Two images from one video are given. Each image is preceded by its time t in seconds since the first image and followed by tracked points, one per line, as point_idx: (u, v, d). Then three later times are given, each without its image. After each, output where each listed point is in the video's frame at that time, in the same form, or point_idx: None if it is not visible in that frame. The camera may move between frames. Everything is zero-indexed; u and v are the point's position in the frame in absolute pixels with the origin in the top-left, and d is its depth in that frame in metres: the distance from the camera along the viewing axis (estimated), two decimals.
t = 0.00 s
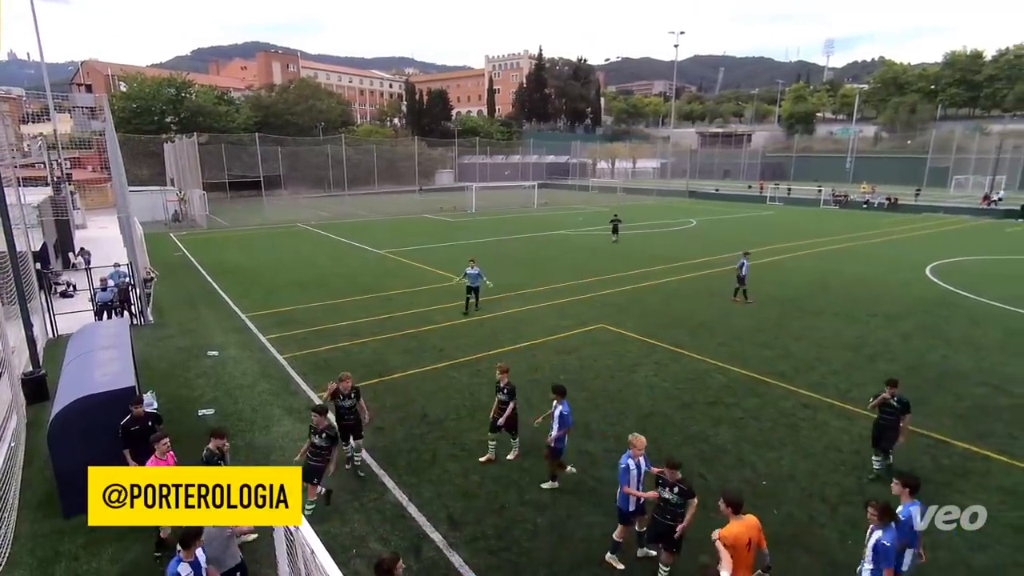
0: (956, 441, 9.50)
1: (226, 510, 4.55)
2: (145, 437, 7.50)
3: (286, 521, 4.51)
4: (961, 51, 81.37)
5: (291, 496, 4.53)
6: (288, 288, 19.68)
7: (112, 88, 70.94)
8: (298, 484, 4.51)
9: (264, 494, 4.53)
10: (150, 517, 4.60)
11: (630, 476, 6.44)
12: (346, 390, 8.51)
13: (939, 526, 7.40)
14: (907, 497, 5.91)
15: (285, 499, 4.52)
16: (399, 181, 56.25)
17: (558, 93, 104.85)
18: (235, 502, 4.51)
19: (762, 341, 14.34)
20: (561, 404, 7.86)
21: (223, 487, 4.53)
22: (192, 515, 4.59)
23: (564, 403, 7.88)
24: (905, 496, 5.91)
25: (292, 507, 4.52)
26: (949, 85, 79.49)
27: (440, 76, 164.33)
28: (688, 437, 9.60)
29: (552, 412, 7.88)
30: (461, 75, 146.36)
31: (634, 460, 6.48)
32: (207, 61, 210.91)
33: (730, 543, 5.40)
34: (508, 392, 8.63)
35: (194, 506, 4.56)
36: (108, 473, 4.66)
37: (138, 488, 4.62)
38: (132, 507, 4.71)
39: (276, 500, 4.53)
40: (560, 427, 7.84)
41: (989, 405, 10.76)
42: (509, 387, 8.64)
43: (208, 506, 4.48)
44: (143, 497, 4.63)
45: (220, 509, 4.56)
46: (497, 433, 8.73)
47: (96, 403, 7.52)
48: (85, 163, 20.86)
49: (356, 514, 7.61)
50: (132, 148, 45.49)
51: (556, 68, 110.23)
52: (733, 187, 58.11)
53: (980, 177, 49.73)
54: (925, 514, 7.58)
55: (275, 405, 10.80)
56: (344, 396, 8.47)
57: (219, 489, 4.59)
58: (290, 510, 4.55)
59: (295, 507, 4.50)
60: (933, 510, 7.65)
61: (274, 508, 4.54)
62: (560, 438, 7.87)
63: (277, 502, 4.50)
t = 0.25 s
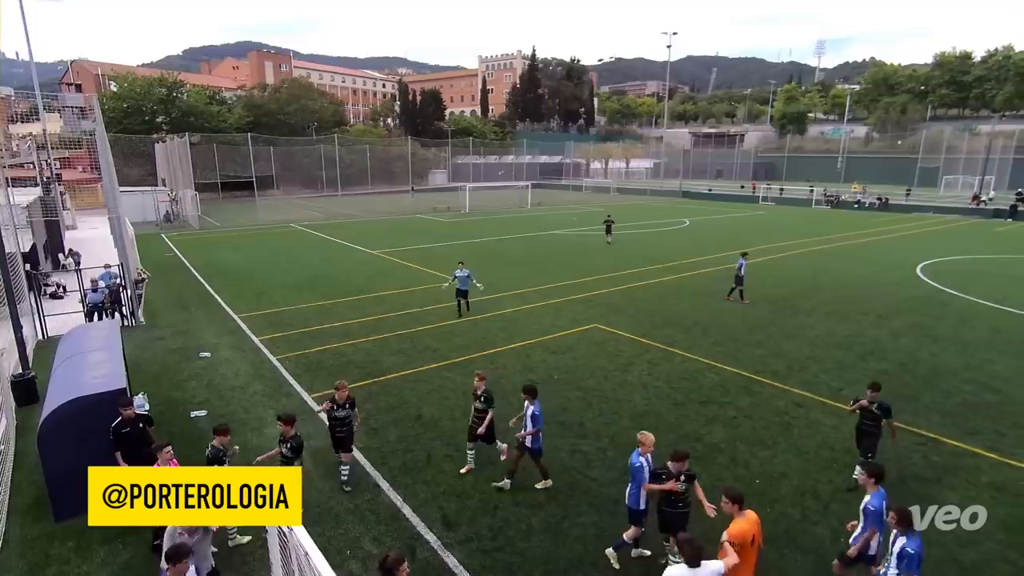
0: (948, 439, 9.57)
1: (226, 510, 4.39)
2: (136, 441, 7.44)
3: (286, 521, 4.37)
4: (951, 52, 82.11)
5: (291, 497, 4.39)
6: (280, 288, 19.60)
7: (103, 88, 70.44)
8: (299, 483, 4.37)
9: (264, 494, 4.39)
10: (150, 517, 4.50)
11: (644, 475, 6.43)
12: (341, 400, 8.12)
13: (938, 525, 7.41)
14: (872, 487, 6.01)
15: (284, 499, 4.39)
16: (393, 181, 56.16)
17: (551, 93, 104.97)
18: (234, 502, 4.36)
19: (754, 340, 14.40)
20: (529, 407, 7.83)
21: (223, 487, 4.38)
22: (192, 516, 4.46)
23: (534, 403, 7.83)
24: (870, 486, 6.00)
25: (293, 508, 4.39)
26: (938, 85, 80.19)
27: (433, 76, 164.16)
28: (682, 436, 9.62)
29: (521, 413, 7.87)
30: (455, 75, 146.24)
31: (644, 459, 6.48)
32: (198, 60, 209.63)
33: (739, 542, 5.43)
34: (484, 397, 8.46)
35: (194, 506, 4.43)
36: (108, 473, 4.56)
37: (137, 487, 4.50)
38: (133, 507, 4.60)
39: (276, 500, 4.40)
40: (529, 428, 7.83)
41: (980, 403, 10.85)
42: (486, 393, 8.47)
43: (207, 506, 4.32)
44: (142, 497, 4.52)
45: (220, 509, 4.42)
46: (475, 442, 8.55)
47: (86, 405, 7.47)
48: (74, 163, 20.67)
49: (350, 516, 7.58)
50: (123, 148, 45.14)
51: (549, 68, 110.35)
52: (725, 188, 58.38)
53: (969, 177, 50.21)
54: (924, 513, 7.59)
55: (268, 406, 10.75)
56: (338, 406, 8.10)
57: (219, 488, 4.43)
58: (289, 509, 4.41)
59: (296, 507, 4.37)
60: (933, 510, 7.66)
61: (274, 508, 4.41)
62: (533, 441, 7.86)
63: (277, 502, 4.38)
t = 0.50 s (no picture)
0: (936, 435, 9.68)
1: (225, 511, 4.09)
2: (122, 444, 7.34)
3: (286, 523, 4.09)
4: (936, 53, 83.08)
5: (292, 496, 4.10)
6: (270, 289, 19.46)
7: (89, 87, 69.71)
8: (300, 482, 4.09)
9: (264, 494, 4.11)
10: (150, 518, 4.19)
11: (657, 476, 6.51)
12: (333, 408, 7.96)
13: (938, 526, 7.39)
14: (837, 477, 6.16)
15: (285, 499, 4.09)
16: (384, 181, 56.01)
17: (542, 93, 105.12)
18: (234, 502, 4.06)
19: (744, 339, 14.50)
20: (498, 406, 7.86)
21: (222, 486, 4.07)
22: (191, 515, 4.16)
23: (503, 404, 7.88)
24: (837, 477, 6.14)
25: (294, 508, 4.11)
26: (924, 86, 81.12)
27: (423, 76, 163.80)
28: (673, 435, 9.65)
29: (490, 414, 7.91)
30: (445, 74, 146.01)
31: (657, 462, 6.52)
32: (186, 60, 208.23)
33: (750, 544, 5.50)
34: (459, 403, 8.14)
35: (194, 506, 4.12)
36: (106, 471, 4.25)
37: (137, 487, 4.17)
38: (132, 507, 4.28)
39: (276, 500, 4.11)
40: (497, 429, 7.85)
41: (966, 400, 10.99)
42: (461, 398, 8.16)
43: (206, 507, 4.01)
44: (142, 497, 4.18)
45: (220, 509, 4.12)
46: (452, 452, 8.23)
47: (72, 408, 7.39)
48: (60, 163, 20.42)
49: (342, 519, 7.50)
50: (110, 148, 44.66)
51: (539, 68, 110.49)
52: (715, 187, 58.72)
53: (955, 177, 50.86)
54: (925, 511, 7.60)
55: (258, 408, 10.68)
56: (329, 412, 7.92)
57: (219, 488, 4.12)
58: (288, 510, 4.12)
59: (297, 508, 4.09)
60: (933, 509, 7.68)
61: (274, 509, 4.11)
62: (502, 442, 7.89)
63: (277, 503, 4.09)
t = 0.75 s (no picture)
0: (920, 431, 9.83)
1: (225, 510, 3.96)
2: (107, 447, 7.24)
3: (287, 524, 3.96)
4: (920, 54, 84.13)
5: (292, 496, 3.98)
6: (259, 290, 19.32)
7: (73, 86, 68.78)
8: (301, 483, 3.96)
9: (264, 494, 3.98)
10: (151, 518, 4.02)
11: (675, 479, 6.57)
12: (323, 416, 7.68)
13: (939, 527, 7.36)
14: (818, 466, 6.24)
15: (285, 498, 3.97)
16: (373, 181, 55.77)
17: (531, 93, 105.18)
18: (234, 503, 3.93)
19: (734, 338, 14.59)
20: (472, 410, 7.74)
21: (223, 486, 3.94)
22: (191, 516, 4.01)
23: (478, 407, 7.77)
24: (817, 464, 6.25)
25: (294, 508, 3.99)
26: (909, 87, 82.16)
27: (412, 76, 163.28)
28: (662, 433, 9.71)
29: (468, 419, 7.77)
30: (434, 74, 145.71)
31: (675, 467, 6.61)
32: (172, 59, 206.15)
33: (752, 552, 5.54)
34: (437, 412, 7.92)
35: (194, 507, 3.97)
36: (105, 471, 4.07)
37: (137, 487, 4.01)
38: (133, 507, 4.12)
39: (277, 500, 3.98)
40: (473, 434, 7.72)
41: (950, 397, 11.15)
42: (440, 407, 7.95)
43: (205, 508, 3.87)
44: (143, 497, 4.02)
45: (220, 509, 3.98)
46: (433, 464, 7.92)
47: (56, 412, 7.28)
48: (43, 163, 20.11)
49: (333, 521, 7.48)
50: (94, 148, 44.06)
51: (528, 68, 110.49)
52: (704, 187, 59.04)
53: (939, 177, 51.53)
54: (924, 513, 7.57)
55: (247, 410, 10.60)
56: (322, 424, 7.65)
57: (219, 487, 3.99)
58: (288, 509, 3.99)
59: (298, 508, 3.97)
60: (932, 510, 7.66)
61: (274, 508, 3.99)
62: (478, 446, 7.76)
63: (277, 502, 3.96)
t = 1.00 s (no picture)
0: (900, 426, 10.00)
1: (225, 509, 4.23)
2: (86, 453, 7.24)
3: (285, 521, 4.24)
4: (898, 55, 85.58)
5: (291, 495, 4.28)
6: (241, 292, 19.10)
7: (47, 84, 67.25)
8: (299, 484, 4.27)
9: (263, 494, 4.25)
10: (152, 517, 4.27)
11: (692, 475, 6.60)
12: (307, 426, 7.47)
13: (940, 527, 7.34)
14: (800, 452, 6.51)
15: (284, 498, 4.26)
16: (357, 182, 55.35)
17: (516, 93, 105.17)
18: (234, 501, 4.20)
19: (718, 336, 14.74)
20: (442, 417, 7.57)
21: (222, 487, 4.23)
22: (190, 515, 4.25)
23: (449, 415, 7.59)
24: (799, 450, 6.52)
25: (293, 506, 4.27)
26: (886, 88, 83.57)
27: (396, 75, 162.38)
28: (648, 432, 9.78)
29: (441, 424, 7.60)
30: (418, 74, 145.08)
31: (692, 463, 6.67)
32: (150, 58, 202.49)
33: (749, 558, 5.20)
34: (411, 420, 7.74)
35: (194, 506, 4.22)
36: (109, 472, 4.28)
37: (138, 488, 4.25)
38: (134, 507, 4.34)
39: (276, 500, 4.26)
40: (443, 442, 7.56)
41: (929, 392, 11.36)
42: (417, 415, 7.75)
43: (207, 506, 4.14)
44: (142, 497, 4.27)
45: (219, 509, 4.25)
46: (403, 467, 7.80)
47: (33, 416, 7.11)
48: (17, 162, 19.54)
49: (319, 523, 7.42)
50: (70, 147, 43.13)
51: (513, 68, 110.46)
52: (688, 187, 59.44)
53: (917, 176, 52.47)
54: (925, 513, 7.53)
55: (230, 413, 10.48)
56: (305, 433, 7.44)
57: (218, 488, 4.27)
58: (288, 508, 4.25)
59: (297, 507, 4.26)
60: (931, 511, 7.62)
61: (273, 508, 4.26)
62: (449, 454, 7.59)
63: (276, 502, 4.24)
